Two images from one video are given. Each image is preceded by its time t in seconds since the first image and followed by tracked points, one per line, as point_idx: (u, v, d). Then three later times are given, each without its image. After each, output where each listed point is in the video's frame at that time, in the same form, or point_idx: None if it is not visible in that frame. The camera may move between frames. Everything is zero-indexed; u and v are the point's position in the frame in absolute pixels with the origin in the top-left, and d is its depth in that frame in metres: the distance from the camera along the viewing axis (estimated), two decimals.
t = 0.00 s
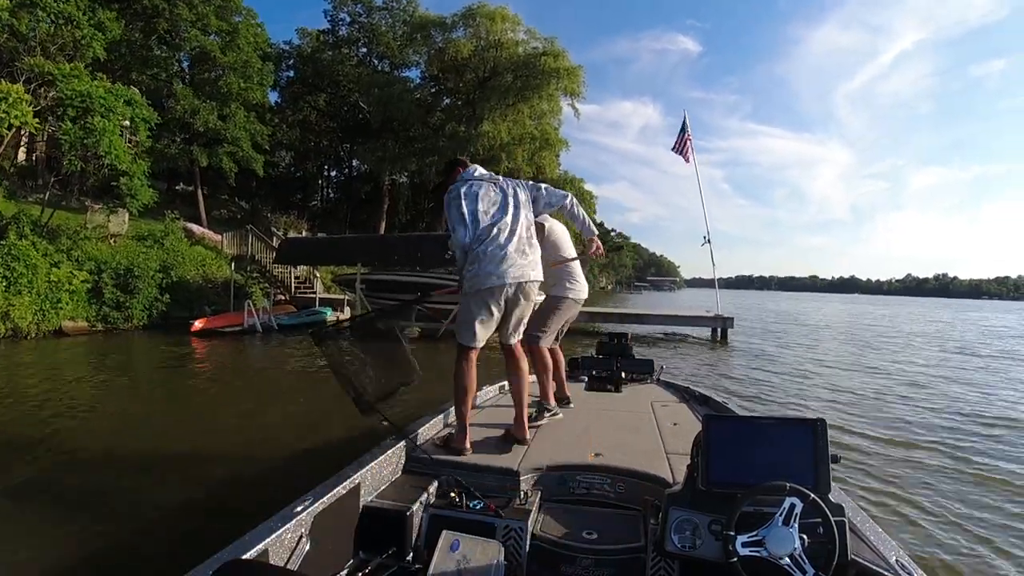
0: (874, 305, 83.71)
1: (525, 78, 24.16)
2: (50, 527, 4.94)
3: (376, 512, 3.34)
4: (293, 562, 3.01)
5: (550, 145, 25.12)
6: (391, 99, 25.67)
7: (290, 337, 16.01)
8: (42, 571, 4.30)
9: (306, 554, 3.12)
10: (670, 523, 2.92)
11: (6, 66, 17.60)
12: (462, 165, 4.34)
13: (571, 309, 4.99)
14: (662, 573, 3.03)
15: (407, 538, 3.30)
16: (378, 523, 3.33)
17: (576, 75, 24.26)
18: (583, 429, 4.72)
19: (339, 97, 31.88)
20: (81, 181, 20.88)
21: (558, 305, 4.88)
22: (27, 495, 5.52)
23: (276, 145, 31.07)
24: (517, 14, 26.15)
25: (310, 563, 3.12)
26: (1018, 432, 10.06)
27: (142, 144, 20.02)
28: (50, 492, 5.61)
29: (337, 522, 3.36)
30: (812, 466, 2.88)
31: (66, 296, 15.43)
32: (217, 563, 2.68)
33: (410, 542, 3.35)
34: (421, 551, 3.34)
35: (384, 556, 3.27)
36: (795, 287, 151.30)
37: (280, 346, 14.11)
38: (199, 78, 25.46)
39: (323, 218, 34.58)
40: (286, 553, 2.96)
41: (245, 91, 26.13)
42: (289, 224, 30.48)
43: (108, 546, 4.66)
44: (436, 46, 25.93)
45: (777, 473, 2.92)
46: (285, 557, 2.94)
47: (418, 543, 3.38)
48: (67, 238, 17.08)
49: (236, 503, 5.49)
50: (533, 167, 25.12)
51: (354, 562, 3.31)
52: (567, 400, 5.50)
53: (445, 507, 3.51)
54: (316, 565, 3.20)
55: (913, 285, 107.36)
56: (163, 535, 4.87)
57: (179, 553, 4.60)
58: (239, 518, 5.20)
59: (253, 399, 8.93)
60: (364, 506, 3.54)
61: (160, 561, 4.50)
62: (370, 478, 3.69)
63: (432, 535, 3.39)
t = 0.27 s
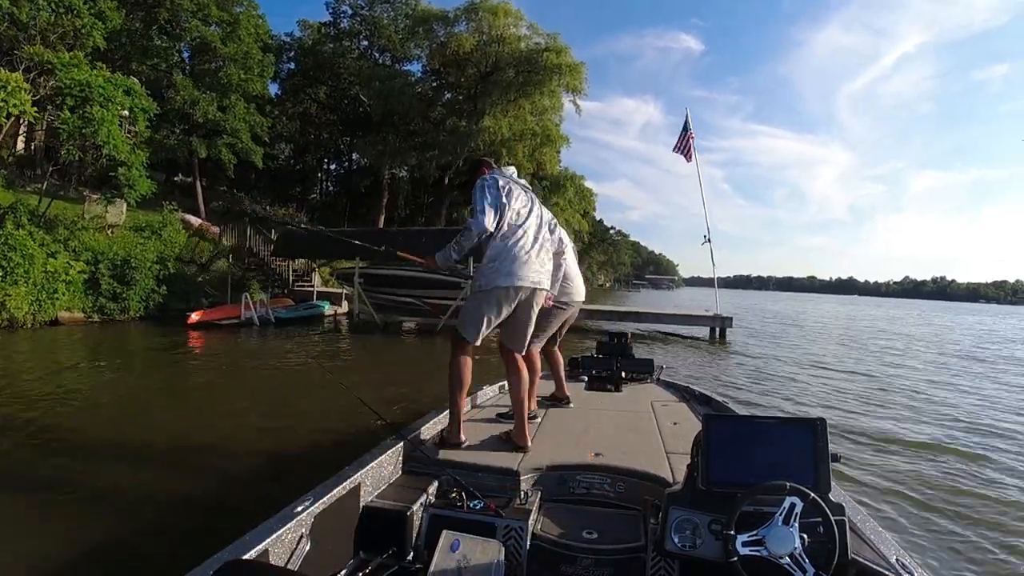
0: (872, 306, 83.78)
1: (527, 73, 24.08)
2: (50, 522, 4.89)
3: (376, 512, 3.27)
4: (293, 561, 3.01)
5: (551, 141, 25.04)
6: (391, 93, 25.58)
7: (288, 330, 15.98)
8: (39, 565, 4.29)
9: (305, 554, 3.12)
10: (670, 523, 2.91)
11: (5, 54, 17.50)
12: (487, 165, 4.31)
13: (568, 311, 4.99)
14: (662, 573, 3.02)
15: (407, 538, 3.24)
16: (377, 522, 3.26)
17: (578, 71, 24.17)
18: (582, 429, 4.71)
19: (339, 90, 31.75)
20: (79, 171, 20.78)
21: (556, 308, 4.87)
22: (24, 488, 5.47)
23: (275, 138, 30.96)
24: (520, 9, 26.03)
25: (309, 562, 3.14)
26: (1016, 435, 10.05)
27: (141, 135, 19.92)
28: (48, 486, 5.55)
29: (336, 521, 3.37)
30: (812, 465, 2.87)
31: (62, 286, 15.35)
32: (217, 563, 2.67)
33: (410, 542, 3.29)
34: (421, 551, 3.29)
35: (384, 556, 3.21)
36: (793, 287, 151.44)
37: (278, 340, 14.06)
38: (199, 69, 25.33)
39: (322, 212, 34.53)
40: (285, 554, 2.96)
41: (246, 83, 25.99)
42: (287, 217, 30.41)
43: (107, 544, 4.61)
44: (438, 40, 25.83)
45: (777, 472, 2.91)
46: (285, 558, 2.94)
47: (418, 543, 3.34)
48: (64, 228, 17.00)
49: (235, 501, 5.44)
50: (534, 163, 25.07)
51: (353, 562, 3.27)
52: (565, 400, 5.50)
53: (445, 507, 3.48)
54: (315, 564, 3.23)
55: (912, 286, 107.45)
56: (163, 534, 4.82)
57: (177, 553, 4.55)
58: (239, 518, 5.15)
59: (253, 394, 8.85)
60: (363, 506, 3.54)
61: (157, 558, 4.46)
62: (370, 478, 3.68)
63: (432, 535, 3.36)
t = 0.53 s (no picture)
0: (869, 304, 83.93)
1: (526, 71, 24.01)
2: (48, 524, 4.85)
3: (376, 513, 3.26)
4: (293, 561, 3.00)
5: (550, 139, 24.96)
6: (389, 90, 25.49)
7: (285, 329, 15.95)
8: (36, 565, 4.28)
9: (305, 554, 3.11)
10: (670, 523, 2.89)
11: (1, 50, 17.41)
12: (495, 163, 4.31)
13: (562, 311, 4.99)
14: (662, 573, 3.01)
15: (407, 537, 3.22)
16: (378, 521, 3.24)
17: (577, 68, 24.08)
18: (582, 429, 4.69)
19: (338, 87, 31.66)
20: (75, 168, 20.71)
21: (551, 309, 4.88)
22: (21, 489, 5.43)
23: (273, 135, 30.88)
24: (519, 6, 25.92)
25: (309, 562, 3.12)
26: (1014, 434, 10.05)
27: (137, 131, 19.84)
28: (45, 488, 5.49)
29: (336, 521, 3.36)
30: (812, 465, 2.86)
31: (58, 284, 15.33)
32: (216, 563, 2.66)
33: (409, 542, 3.26)
34: (422, 551, 3.27)
35: (384, 556, 3.19)
36: (792, 285, 151.58)
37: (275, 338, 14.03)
38: (196, 65, 25.24)
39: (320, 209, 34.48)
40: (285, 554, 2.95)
41: (243, 79, 25.87)
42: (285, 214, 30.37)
43: (107, 546, 4.58)
44: (437, 37, 25.77)
45: (777, 473, 2.89)
46: (284, 558, 2.92)
47: (418, 542, 3.32)
48: (60, 225, 16.95)
49: (235, 501, 5.44)
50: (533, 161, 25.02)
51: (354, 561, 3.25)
52: (565, 400, 5.48)
53: (445, 507, 3.47)
54: (316, 563, 3.22)
55: (909, 285, 107.52)
56: (162, 535, 4.80)
57: (177, 553, 4.53)
58: (239, 518, 5.14)
59: (249, 394, 8.82)
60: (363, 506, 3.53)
61: (152, 557, 4.44)
62: (370, 478, 3.66)
63: (432, 536, 3.34)
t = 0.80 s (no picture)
0: (866, 300, 84.11)
1: (522, 70, 23.98)
2: (46, 532, 4.81)
3: (376, 512, 3.23)
4: (293, 561, 2.97)
5: (546, 138, 24.94)
6: (385, 91, 25.46)
7: (283, 331, 15.91)
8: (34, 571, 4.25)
9: (306, 554, 3.08)
10: (670, 523, 2.87)
11: None
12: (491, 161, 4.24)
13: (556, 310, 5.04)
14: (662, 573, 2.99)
15: (407, 537, 3.19)
16: (378, 520, 3.21)
17: (573, 67, 24.04)
18: (581, 428, 4.68)
19: (333, 88, 31.61)
20: (70, 172, 20.65)
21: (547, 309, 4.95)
22: (17, 496, 5.39)
23: (270, 137, 30.83)
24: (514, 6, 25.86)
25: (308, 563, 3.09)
26: (1013, 429, 10.05)
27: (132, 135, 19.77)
28: (41, 495, 5.44)
29: (336, 521, 3.33)
30: (812, 465, 2.84)
31: (53, 290, 15.30)
32: (216, 564, 2.63)
33: (410, 542, 3.23)
34: (422, 551, 3.24)
35: (384, 556, 3.16)
36: (790, 282, 151.75)
37: (272, 341, 13.99)
38: (191, 68, 25.18)
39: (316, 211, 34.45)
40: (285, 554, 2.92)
41: (238, 81, 25.81)
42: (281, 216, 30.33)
43: (106, 553, 4.53)
44: (432, 38, 25.75)
45: (776, 472, 2.88)
46: (285, 558, 2.89)
47: (418, 542, 3.29)
48: (56, 230, 16.90)
49: (235, 504, 5.42)
50: (529, 160, 24.99)
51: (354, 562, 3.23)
52: (563, 399, 5.46)
53: (445, 507, 3.44)
54: (316, 563, 3.19)
55: (907, 280, 107.77)
56: (161, 541, 4.76)
57: (176, 559, 4.49)
58: (238, 523, 5.10)
59: (246, 397, 8.77)
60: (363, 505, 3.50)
61: (149, 563, 4.40)
62: (370, 478, 3.64)
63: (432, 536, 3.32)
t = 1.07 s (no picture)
0: (864, 300, 84.27)
1: (519, 72, 23.98)
2: (44, 534, 4.79)
3: (375, 512, 3.22)
4: (293, 561, 2.95)
5: (544, 140, 24.96)
6: (383, 93, 25.46)
7: (281, 334, 15.90)
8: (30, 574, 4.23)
9: (306, 554, 3.07)
10: (670, 524, 2.86)
11: None
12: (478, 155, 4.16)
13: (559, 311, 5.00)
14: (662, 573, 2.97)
15: (407, 537, 3.17)
16: (379, 520, 3.20)
17: (571, 69, 24.04)
18: (582, 429, 4.66)
19: (331, 91, 31.59)
20: (67, 176, 20.62)
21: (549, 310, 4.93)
22: (14, 500, 5.36)
23: (267, 140, 30.82)
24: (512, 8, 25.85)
25: (308, 563, 3.07)
26: (1012, 429, 10.05)
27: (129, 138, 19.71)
28: (39, 498, 5.41)
29: (335, 522, 3.32)
30: (812, 467, 2.83)
31: (50, 294, 15.26)
32: (216, 564, 2.62)
33: (410, 542, 3.21)
34: (421, 552, 3.21)
35: (384, 556, 3.14)
36: (788, 283, 151.99)
37: (270, 344, 13.97)
38: (188, 71, 25.16)
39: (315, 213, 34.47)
40: (285, 553, 2.89)
41: (236, 84, 25.81)
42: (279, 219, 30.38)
43: (104, 556, 4.50)
44: (430, 40, 25.77)
45: (777, 474, 2.86)
46: (284, 557, 2.87)
47: (418, 542, 3.27)
48: (52, 234, 16.87)
49: (234, 508, 5.40)
50: (528, 162, 24.98)
51: (354, 561, 3.21)
52: (563, 400, 5.46)
53: (444, 507, 3.42)
54: (316, 563, 3.18)
55: (906, 281, 108.05)
56: (160, 543, 4.73)
57: (174, 561, 4.46)
58: (237, 525, 5.08)
59: (245, 400, 8.75)
60: (363, 505, 3.49)
61: (146, 566, 4.37)
62: (370, 479, 3.63)
63: (431, 536, 3.29)
